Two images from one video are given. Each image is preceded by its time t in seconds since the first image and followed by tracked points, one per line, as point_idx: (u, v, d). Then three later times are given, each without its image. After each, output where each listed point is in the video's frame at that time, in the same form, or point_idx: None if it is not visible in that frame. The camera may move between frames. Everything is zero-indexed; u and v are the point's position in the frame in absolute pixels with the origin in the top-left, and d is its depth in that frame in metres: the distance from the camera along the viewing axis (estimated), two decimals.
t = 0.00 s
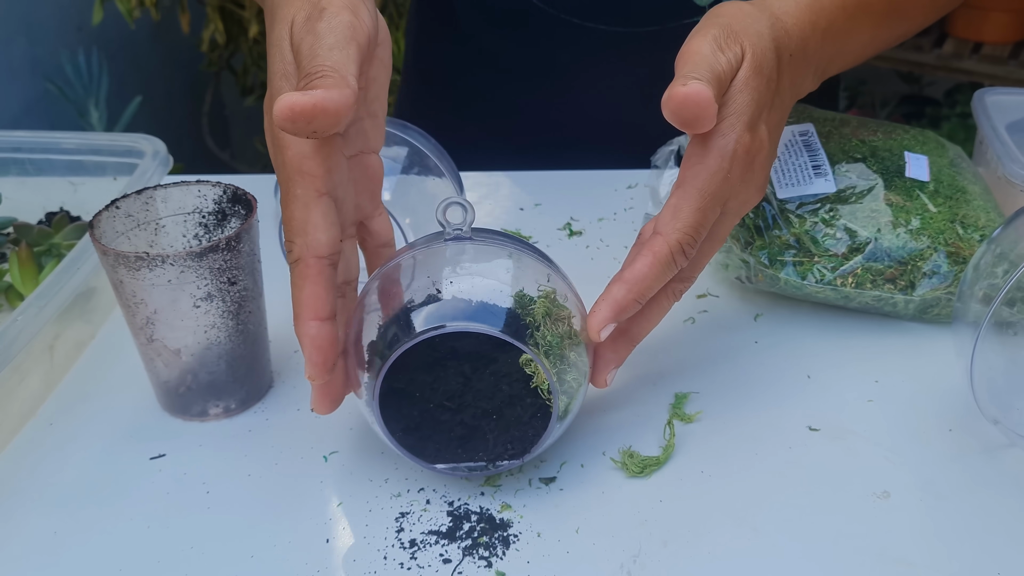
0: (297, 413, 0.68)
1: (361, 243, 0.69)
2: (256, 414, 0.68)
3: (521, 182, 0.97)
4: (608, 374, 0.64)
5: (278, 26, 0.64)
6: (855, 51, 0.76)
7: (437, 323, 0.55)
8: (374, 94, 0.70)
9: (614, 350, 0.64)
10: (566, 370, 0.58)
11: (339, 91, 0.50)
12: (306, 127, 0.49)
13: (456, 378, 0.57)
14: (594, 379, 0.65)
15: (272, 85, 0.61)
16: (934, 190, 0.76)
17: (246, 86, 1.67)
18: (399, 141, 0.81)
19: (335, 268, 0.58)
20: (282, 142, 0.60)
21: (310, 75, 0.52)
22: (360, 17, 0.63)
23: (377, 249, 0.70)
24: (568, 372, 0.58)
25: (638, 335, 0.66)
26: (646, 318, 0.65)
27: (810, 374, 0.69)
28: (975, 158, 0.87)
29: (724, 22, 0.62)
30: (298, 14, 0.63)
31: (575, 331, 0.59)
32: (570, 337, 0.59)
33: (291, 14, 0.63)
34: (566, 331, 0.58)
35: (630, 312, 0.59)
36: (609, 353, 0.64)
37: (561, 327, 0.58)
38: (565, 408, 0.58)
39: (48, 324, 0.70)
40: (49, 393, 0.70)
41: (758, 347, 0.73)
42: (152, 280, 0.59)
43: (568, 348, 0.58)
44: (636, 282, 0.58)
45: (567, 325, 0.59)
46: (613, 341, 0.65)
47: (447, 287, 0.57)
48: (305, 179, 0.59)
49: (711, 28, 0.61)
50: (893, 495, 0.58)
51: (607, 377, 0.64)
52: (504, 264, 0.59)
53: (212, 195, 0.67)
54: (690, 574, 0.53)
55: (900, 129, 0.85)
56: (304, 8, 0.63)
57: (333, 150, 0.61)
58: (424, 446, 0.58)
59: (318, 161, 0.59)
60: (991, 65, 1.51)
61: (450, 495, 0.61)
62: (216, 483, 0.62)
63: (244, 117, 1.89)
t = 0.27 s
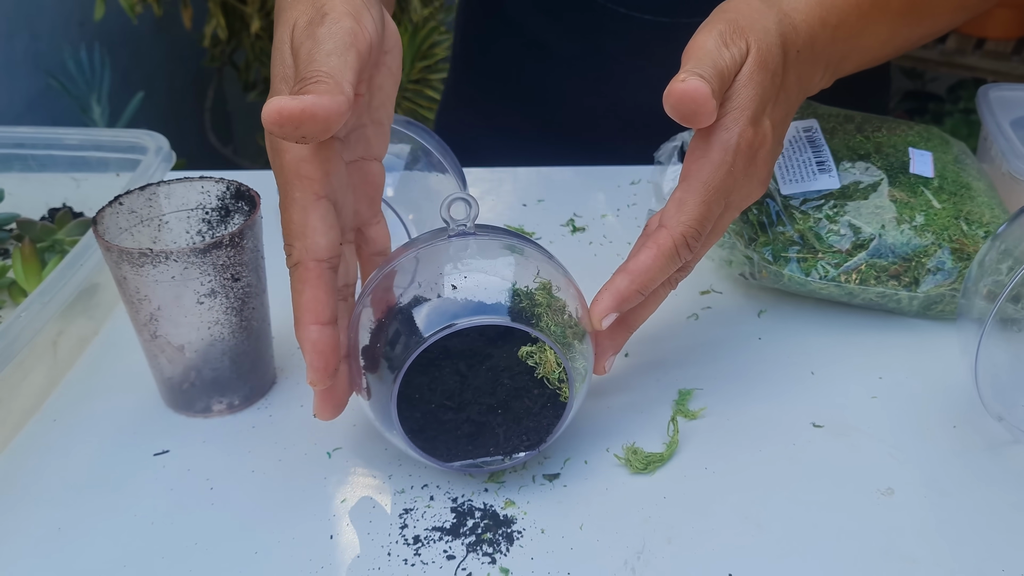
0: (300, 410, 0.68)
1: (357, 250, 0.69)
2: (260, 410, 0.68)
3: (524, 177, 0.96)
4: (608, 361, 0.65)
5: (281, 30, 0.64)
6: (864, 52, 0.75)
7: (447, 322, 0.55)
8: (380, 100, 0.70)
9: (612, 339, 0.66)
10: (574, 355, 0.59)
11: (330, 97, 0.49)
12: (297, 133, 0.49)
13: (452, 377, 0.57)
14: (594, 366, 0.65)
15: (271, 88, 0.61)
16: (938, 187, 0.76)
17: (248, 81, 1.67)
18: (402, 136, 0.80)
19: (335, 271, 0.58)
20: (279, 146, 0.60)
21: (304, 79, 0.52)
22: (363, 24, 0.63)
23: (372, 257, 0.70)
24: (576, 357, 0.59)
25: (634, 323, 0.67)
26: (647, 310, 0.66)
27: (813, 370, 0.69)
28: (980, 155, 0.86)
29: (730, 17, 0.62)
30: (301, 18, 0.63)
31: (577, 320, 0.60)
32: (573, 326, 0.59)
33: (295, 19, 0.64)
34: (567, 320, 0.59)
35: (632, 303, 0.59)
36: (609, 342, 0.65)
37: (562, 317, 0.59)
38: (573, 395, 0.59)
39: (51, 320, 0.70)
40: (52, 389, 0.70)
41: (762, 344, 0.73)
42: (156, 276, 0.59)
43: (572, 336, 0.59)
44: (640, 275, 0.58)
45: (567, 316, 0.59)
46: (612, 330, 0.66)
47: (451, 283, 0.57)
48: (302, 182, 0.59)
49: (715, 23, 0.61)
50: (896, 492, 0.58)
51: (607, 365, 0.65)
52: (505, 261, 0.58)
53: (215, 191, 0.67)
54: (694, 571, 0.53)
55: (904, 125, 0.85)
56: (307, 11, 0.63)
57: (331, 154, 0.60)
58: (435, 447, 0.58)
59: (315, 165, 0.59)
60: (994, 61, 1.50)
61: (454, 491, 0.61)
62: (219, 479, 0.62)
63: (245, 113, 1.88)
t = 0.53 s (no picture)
0: (302, 405, 0.68)
1: (363, 246, 0.69)
2: (262, 405, 0.68)
3: (525, 174, 0.97)
4: (609, 357, 0.65)
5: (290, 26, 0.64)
6: (871, 49, 0.75)
7: (450, 317, 0.55)
8: (388, 98, 0.70)
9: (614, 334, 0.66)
10: (576, 351, 0.59)
11: (337, 93, 0.50)
12: (302, 128, 0.49)
13: (454, 373, 0.57)
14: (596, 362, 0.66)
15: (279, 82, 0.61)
16: (938, 182, 0.76)
17: (248, 78, 1.67)
18: (402, 133, 0.81)
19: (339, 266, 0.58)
20: (286, 139, 0.60)
21: (312, 74, 0.52)
22: (372, 20, 0.63)
23: (377, 253, 0.70)
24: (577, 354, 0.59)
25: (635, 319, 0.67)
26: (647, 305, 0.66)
27: (813, 366, 0.69)
28: (980, 151, 0.86)
29: (732, 13, 0.62)
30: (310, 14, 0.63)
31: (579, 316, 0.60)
32: (575, 322, 0.59)
33: (305, 14, 0.64)
34: (569, 316, 0.59)
35: (633, 299, 0.60)
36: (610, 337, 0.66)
37: (565, 312, 0.59)
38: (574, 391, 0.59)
39: (53, 316, 0.71)
40: (54, 385, 0.70)
41: (762, 340, 0.73)
42: (159, 272, 0.60)
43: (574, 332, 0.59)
44: (640, 272, 0.59)
45: (569, 311, 0.59)
46: (613, 326, 0.66)
47: (453, 279, 0.57)
48: (307, 176, 0.59)
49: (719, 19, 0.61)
50: (896, 487, 0.59)
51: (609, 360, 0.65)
52: (507, 257, 0.59)
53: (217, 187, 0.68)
54: (694, 565, 0.53)
55: (904, 121, 0.85)
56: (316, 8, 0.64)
57: (338, 149, 0.61)
58: (437, 442, 0.58)
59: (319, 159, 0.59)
60: (995, 57, 1.50)
61: (455, 486, 0.61)
62: (222, 475, 0.62)
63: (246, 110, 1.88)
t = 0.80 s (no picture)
0: (300, 401, 0.69)
1: (361, 241, 0.69)
2: (261, 401, 0.69)
3: (523, 171, 0.97)
4: (607, 352, 0.66)
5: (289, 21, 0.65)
6: (867, 42, 0.75)
7: (448, 312, 0.55)
8: (387, 94, 0.70)
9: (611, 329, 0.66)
10: (573, 348, 0.59)
11: (342, 89, 0.50)
12: (305, 124, 0.50)
13: (452, 367, 0.57)
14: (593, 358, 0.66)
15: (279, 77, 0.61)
16: (934, 178, 0.76)
17: (248, 77, 1.67)
18: (400, 130, 0.81)
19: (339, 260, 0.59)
20: (286, 134, 0.60)
21: (314, 69, 0.53)
22: (372, 17, 0.64)
23: (377, 249, 0.70)
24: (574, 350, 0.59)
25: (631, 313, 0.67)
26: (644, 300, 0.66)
27: (809, 361, 0.70)
28: (976, 147, 0.87)
29: (727, 8, 0.62)
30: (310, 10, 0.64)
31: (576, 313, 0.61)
32: (572, 319, 0.60)
33: (305, 10, 0.64)
34: (567, 312, 0.59)
35: (630, 294, 0.60)
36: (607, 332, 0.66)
37: (563, 308, 0.59)
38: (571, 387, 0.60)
39: (53, 313, 0.71)
40: (54, 381, 0.71)
41: (759, 335, 0.73)
42: (158, 268, 0.60)
43: (572, 328, 0.59)
44: (635, 266, 0.59)
45: (568, 308, 0.60)
46: (610, 321, 0.66)
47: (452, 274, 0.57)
48: (308, 170, 0.59)
49: (714, 13, 0.61)
50: (892, 480, 0.59)
51: (606, 355, 0.66)
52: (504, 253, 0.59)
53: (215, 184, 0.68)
54: (691, 558, 0.54)
55: (901, 117, 0.85)
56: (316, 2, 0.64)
57: (338, 144, 0.61)
58: (436, 437, 0.59)
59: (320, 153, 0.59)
60: (994, 54, 1.50)
61: (453, 480, 0.61)
62: (221, 470, 0.63)
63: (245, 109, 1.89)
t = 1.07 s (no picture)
0: (298, 399, 0.69)
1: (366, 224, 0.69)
2: (259, 399, 0.69)
3: (521, 170, 0.97)
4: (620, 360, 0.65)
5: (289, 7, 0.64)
6: (867, 38, 0.76)
7: (449, 305, 0.56)
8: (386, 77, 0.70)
9: (625, 339, 0.64)
10: (578, 359, 0.59)
11: (363, 74, 0.50)
12: (322, 106, 0.50)
13: (466, 361, 0.58)
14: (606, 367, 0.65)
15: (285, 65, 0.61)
16: (930, 176, 0.76)
17: (248, 76, 1.68)
18: (398, 128, 0.81)
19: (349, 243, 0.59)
20: (296, 117, 0.59)
21: (333, 58, 0.53)
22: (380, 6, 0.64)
23: (382, 230, 0.70)
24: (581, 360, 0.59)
25: (647, 324, 0.65)
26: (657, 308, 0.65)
27: (805, 358, 0.70)
28: (974, 145, 0.87)
29: (724, 9, 0.62)
30: None
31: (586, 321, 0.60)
32: (581, 326, 0.59)
33: None
34: (576, 319, 0.59)
35: (642, 302, 0.60)
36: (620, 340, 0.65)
37: (573, 316, 0.59)
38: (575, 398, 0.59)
39: (51, 311, 0.71)
40: (53, 379, 0.71)
41: (756, 333, 0.73)
42: (156, 267, 0.60)
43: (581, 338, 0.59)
44: (642, 272, 0.59)
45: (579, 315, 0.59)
46: (624, 331, 0.65)
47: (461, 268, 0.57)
48: (316, 154, 0.58)
49: (716, 15, 0.61)
50: (887, 477, 0.59)
51: (619, 365, 0.65)
52: (513, 248, 0.59)
53: (213, 182, 0.68)
54: (686, 554, 0.54)
55: (897, 115, 0.85)
56: None
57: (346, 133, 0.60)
58: (435, 428, 0.59)
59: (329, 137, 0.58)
60: (993, 53, 1.50)
61: (451, 478, 0.62)
62: (219, 467, 0.63)
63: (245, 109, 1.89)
